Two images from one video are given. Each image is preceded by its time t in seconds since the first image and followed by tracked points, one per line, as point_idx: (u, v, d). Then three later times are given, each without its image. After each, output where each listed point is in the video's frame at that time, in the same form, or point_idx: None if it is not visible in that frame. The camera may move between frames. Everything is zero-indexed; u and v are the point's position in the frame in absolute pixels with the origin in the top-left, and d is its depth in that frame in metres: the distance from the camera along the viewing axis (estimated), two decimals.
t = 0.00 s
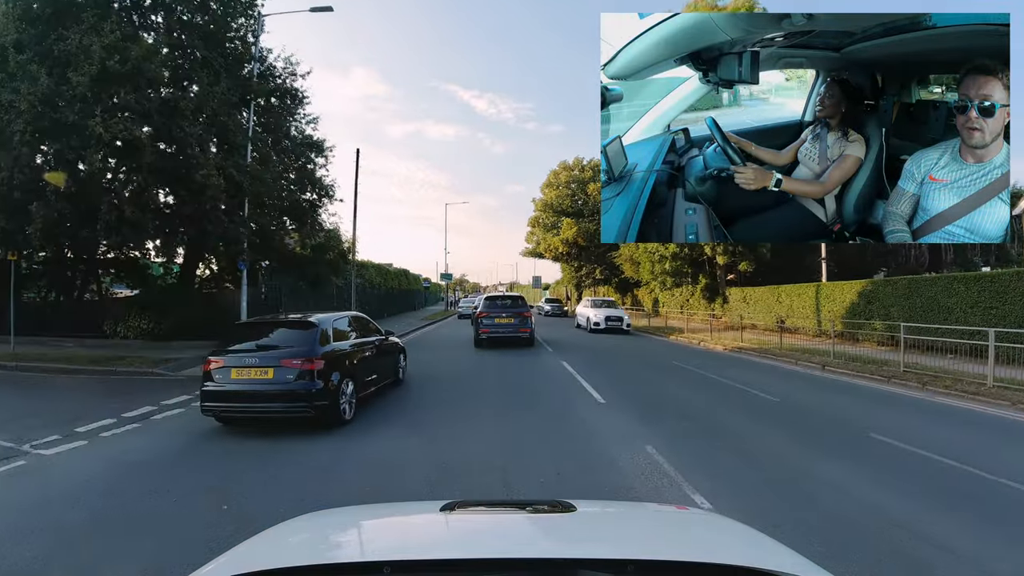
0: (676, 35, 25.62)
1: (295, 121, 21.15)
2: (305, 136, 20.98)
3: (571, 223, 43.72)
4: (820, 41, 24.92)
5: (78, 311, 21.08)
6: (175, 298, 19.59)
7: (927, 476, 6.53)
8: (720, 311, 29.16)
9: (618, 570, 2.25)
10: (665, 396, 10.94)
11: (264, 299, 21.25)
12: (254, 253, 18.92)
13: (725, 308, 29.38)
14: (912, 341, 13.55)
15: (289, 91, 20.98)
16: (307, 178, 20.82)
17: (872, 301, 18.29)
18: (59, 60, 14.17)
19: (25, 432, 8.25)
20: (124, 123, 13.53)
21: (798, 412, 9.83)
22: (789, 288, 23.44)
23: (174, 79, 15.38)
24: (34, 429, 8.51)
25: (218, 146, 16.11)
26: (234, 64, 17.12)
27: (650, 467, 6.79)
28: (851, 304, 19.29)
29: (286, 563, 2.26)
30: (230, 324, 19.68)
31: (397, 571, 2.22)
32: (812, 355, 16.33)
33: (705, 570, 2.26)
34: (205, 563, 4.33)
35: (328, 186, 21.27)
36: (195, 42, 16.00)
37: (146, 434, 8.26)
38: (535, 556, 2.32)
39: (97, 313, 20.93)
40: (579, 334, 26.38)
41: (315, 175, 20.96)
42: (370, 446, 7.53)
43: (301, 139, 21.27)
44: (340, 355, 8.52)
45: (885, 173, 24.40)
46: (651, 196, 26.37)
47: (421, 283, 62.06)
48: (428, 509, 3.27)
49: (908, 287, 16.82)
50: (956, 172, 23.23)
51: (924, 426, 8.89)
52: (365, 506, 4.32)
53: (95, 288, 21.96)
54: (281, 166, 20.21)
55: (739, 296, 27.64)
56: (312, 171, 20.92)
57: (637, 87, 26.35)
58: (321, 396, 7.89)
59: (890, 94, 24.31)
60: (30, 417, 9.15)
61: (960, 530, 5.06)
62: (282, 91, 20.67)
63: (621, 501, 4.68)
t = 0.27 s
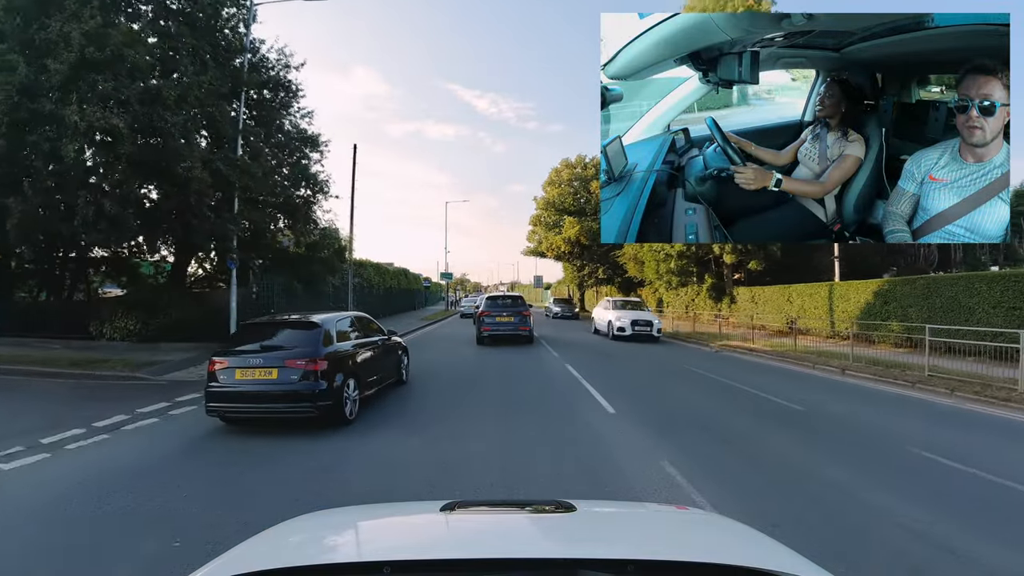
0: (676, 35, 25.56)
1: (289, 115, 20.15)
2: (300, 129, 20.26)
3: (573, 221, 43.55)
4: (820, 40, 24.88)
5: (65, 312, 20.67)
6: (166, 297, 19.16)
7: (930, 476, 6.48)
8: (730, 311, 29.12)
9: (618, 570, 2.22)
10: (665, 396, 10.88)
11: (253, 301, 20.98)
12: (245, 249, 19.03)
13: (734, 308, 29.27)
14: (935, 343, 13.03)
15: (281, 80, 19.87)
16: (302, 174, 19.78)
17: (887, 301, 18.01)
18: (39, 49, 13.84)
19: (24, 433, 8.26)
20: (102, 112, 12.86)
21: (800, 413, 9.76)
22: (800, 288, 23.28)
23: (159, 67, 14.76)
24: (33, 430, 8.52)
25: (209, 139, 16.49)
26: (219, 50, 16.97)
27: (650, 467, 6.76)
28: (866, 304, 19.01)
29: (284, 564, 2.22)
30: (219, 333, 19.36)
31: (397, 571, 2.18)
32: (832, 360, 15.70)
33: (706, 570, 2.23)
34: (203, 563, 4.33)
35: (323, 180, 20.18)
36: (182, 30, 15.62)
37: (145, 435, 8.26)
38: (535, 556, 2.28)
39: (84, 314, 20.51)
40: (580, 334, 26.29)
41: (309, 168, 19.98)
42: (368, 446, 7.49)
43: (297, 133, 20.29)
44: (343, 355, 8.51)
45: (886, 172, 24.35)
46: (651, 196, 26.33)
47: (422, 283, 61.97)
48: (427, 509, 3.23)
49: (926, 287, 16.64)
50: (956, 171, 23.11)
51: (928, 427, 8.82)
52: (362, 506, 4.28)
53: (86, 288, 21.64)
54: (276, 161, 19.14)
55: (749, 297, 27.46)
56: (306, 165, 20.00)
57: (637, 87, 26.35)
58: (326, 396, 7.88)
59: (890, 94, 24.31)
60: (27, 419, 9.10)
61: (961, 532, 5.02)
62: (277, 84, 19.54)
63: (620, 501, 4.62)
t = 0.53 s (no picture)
0: (676, 35, 25.62)
1: (282, 109, 19.05)
2: (296, 125, 19.27)
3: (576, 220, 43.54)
4: (820, 40, 24.90)
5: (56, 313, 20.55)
6: (154, 301, 19.46)
7: (931, 478, 6.51)
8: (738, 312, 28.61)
9: (618, 570, 2.26)
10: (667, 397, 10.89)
11: (244, 304, 20.18)
12: (234, 248, 18.51)
13: (741, 308, 28.87)
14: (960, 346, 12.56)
15: (276, 72, 18.54)
16: (295, 171, 18.64)
17: (903, 301, 17.22)
18: (16, 37, 13.41)
19: (29, 435, 8.35)
20: (76, 102, 12.42)
21: (802, 414, 9.76)
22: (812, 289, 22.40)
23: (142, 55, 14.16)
24: (38, 432, 8.61)
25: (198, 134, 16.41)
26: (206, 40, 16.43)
27: (649, 467, 6.81)
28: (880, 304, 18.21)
29: (290, 563, 2.27)
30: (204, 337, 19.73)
31: (398, 570, 2.23)
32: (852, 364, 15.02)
33: (704, 570, 2.27)
34: (206, 562, 4.42)
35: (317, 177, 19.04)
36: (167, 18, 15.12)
37: (147, 436, 8.33)
38: (539, 555, 2.32)
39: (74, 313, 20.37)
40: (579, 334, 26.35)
41: (303, 164, 18.73)
42: (371, 446, 7.52)
43: (290, 128, 19.13)
44: (349, 355, 8.57)
45: (885, 173, 24.38)
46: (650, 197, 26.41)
47: (422, 283, 61.97)
48: (428, 509, 3.28)
49: (947, 287, 15.90)
50: (957, 171, 23.13)
51: (931, 428, 8.82)
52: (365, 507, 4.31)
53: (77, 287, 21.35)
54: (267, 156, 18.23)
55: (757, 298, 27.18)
56: (303, 163, 18.96)
57: (637, 87, 26.47)
58: (332, 397, 7.94)
59: (890, 94, 24.33)
60: (31, 421, 9.17)
61: (957, 532, 5.05)
62: (270, 76, 18.48)
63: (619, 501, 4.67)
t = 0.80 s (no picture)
0: (676, 35, 25.66)
1: (273, 103, 18.82)
2: (287, 119, 19.12)
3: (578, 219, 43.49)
4: (819, 40, 24.92)
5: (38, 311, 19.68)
6: (143, 300, 18.12)
7: (933, 478, 6.49)
8: (748, 312, 28.09)
9: (619, 570, 2.25)
10: (669, 398, 10.85)
11: (233, 305, 18.66)
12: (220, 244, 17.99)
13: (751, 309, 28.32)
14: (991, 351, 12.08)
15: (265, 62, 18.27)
16: (287, 166, 18.59)
17: (924, 300, 16.98)
18: None
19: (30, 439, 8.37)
20: (47, 87, 11.32)
21: (806, 415, 9.72)
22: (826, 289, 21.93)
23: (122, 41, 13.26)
24: (38, 436, 8.63)
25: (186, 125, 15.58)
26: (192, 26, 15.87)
27: (651, 467, 6.78)
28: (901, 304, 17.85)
29: (284, 564, 2.25)
30: (192, 340, 18.08)
31: (397, 570, 2.22)
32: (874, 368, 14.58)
33: (708, 570, 2.26)
34: (205, 562, 4.43)
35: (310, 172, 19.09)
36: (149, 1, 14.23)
37: (147, 438, 8.35)
38: (539, 555, 2.30)
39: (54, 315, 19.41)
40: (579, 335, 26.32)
41: (295, 160, 18.66)
42: (371, 447, 7.51)
43: (283, 122, 19.00)
44: (359, 354, 9.00)
45: (886, 172, 24.36)
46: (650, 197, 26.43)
47: (422, 284, 61.65)
48: (428, 509, 3.27)
49: (969, 287, 15.81)
50: (957, 171, 23.07)
51: (935, 429, 8.78)
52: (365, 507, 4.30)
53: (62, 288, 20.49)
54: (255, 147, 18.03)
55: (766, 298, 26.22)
56: (292, 155, 18.87)
57: (637, 87, 26.47)
58: (342, 394, 8.35)
59: (890, 95, 24.32)
60: (30, 425, 9.18)
61: (960, 534, 5.03)
62: (260, 67, 18.28)
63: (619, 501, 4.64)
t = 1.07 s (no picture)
0: (676, 35, 25.75)
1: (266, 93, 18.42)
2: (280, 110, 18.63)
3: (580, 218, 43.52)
4: (820, 39, 24.99)
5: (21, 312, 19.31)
6: (124, 300, 18.02)
7: (930, 479, 6.57)
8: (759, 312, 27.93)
9: (619, 570, 2.34)
10: (670, 398, 10.92)
11: (220, 306, 18.38)
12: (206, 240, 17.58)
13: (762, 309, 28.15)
14: None
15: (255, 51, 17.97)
16: (279, 160, 18.31)
17: (947, 303, 16.85)
18: None
19: (41, 438, 8.53)
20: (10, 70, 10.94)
21: (806, 415, 9.78)
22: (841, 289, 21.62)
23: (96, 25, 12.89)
24: (49, 436, 8.78)
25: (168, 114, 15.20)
26: (175, 10, 15.54)
27: (652, 468, 6.85)
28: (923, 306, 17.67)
29: (285, 565, 2.35)
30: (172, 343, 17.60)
31: (396, 571, 2.31)
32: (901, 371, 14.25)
33: (707, 570, 2.35)
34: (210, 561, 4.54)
35: (301, 166, 18.76)
36: None
37: (157, 438, 8.51)
38: (539, 556, 2.40)
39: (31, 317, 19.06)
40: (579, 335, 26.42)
41: (286, 153, 18.34)
42: (374, 446, 7.60)
43: (276, 114, 18.55)
44: (369, 352, 9.40)
45: (885, 172, 24.45)
46: (650, 197, 26.54)
47: (423, 283, 61.80)
48: (428, 509, 3.37)
49: (997, 286, 15.56)
50: (958, 170, 23.15)
51: (936, 431, 8.84)
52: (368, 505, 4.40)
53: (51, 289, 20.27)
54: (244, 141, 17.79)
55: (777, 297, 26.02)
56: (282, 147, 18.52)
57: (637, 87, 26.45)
58: (353, 389, 8.74)
59: (890, 94, 24.46)
60: (37, 426, 9.28)
61: (957, 531, 5.14)
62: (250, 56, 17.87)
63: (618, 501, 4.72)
